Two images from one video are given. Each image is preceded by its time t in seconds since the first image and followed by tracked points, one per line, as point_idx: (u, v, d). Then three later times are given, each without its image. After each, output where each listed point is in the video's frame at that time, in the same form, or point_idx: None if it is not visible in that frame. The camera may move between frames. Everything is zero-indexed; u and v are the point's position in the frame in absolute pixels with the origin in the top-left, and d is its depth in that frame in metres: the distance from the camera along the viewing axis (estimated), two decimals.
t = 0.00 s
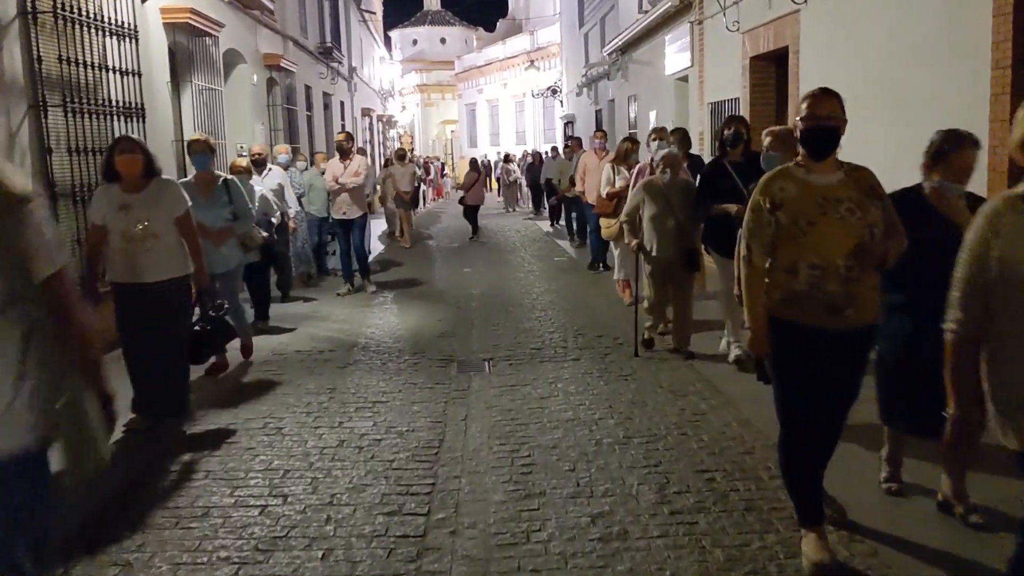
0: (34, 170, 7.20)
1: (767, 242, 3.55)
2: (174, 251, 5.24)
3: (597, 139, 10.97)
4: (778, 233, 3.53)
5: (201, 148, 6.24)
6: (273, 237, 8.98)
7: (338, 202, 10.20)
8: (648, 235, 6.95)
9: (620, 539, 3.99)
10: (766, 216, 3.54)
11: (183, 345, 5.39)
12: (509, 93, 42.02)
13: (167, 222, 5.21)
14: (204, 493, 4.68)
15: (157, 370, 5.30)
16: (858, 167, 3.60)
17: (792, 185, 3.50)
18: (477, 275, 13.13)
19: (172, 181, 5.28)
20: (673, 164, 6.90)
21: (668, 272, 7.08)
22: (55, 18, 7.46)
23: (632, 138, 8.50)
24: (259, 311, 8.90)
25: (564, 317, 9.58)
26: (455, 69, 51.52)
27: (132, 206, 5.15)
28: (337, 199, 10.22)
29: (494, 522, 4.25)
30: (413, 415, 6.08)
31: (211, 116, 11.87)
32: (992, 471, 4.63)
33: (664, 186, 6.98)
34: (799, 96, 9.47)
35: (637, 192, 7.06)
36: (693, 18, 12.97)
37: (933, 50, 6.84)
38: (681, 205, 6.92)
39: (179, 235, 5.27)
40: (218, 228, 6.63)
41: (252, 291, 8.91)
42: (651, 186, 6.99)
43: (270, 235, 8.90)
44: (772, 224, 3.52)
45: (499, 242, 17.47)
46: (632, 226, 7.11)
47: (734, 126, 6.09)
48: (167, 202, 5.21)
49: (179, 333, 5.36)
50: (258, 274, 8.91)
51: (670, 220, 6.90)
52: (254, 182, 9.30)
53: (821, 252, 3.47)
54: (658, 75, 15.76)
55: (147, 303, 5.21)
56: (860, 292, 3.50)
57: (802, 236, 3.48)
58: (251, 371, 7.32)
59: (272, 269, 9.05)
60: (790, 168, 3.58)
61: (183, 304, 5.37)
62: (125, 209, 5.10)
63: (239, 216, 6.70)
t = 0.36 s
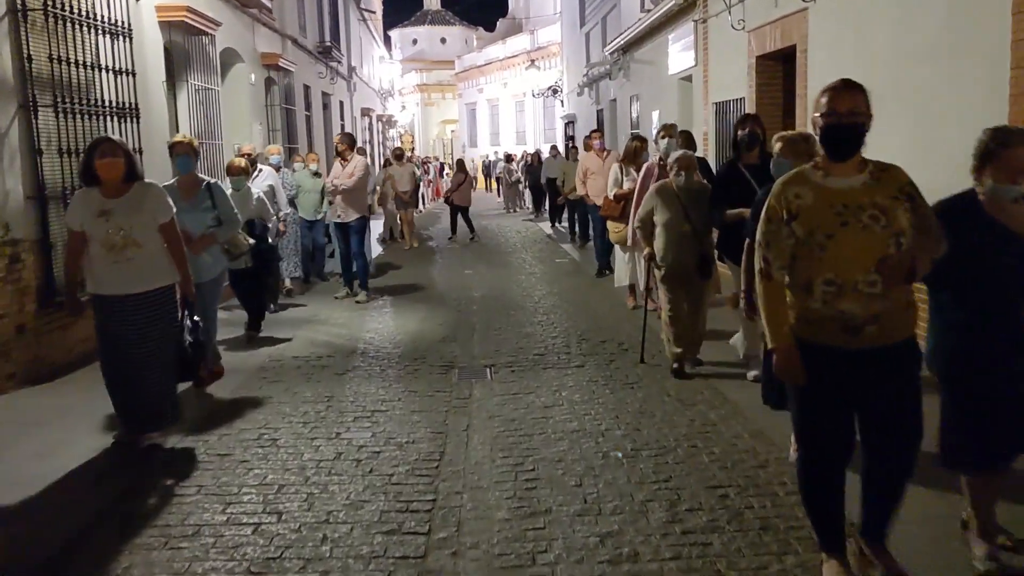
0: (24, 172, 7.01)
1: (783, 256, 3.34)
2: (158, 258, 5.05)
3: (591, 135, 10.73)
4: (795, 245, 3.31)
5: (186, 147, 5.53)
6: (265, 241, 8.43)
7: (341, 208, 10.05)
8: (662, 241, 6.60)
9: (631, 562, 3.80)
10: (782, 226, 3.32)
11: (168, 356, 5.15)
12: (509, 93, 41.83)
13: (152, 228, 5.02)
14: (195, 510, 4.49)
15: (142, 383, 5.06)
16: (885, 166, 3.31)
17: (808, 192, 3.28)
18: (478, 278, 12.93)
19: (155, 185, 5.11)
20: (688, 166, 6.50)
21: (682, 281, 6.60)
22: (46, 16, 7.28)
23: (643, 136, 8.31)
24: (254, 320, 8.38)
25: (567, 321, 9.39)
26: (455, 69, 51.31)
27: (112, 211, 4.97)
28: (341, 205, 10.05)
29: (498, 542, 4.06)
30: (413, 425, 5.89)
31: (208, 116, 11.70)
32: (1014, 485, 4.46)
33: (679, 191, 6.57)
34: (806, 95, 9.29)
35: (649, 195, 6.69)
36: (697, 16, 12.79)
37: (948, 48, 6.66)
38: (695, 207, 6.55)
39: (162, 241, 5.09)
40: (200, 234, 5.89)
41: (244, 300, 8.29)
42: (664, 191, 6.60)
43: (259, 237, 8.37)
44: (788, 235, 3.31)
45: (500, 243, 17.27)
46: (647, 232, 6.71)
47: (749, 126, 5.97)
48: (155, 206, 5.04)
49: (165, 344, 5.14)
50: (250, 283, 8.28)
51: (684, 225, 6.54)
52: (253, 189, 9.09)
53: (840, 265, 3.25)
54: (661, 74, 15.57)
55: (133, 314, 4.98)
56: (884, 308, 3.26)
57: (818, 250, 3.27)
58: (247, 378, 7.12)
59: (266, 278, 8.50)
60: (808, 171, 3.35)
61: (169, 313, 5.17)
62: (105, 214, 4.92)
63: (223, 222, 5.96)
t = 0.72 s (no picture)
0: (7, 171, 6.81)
1: (816, 270, 2.90)
2: (139, 268, 4.73)
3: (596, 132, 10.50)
4: (826, 257, 2.88)
5: (169, 146, 5.31)
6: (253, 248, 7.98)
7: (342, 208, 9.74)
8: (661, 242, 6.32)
9: None
10: (815, 234, 2.90)
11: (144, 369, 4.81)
12: (509, 94, 41.67)
13: (133, 236, 4.70)
14: (178, 525, 4.29)
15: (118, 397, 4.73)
16: (949, 177, 2.86)
17: (850, 196, 2.84)
18: (477, 280, 12.74)
19: (142, 191, 4.79)
20: (694, 164, 6.21)
21: (682, 287, 6.32)
22: (31, 11, 7.09)
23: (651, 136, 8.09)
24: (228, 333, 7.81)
25: (567, 325, 9.19)
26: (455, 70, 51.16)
27: (92, 215, 4.66)
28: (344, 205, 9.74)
29: (494, 560, 3.86)
30: (407, 433, 5.69)
31: (202, 115, 11.49)
32: None
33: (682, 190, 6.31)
34: (811, 94, 9.10)
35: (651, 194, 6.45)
36: (700, 15, 12.61)
37: (957, 44, 6.48)
38: (701, 209, 6.30)
39: (144, 251, 4.75)
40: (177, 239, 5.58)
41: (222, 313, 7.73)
42: (664, 193, 6.36)
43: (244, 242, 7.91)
44: (823, 245, 2.87)
45: (499, 245, 17.07)
46: (646, 235, 6.43)
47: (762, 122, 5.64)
48: (139, 215, 4.72)
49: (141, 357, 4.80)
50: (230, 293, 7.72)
51: (688, 227, 6.26)
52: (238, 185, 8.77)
53: (877, 285, 2.81)
54: (662, 74, 15.40)
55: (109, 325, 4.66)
56: (925, 337, 2.80)
57: (856, 265, 2.83)
58: (238, 384, 6.91)
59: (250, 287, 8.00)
60: (855, 171, 2.91)
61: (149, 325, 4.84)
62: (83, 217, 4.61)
63: (203, 228, 5.70)
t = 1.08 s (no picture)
0: None
1: (886, 284, 2.68)
2: (115, 288, 4.49)
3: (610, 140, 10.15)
4: (903, 276, 2.66)
5: (153, 153, 5.12)
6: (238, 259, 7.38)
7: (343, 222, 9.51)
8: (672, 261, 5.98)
9: None
10: (893, 247, 2.66)
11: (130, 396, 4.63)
12: (512, 103, 41.52)
13: (110, 252, 4.47)
14: (158, 555, 4.07)
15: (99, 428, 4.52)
16: None
17: (941, 208, 2.60)
18: (477, 291, 12.53)
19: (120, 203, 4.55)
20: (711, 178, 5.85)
21: (694, 307, 5.97)
22: (18, 17, 6.92)
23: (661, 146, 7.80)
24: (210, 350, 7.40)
25: (568, 338, 8.97)
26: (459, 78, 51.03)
27: (66, 231, 4.45)
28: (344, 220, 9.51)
29: None
30: (402, 455, 5.48)
31: (198, 124, 11.29)
32: None
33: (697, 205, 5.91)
34: (820, 102, 8.88)
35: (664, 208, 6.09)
36: (705, 22, 12.41)
37: (972, 52, 6.28)
38: (717, 225, 5.89)
39: (123, 266, 4.54)
40: (164, 253, 5.40)
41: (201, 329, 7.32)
42: (679, 205, 5.96)
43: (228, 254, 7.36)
44: (906, 262, 2.65)
45: (501, 255, 16.84)
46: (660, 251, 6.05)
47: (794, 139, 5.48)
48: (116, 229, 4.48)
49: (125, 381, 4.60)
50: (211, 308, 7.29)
51: (702, 244, 5.87)
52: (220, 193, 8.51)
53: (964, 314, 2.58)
54: (667, 82, 15.20)
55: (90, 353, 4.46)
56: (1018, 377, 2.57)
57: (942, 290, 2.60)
58: (228, 401, 6.69)
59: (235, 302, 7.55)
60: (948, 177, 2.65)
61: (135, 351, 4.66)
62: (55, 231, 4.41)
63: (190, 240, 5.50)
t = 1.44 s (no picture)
0: None
1: (965, 330, 2.66)
2: (79, 305, 4.11)
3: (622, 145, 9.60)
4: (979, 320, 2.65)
5: (138, 161, 4.91)
6: (226, 268, 7.12)
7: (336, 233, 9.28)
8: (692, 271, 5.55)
9: None
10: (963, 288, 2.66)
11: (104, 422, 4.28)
12: (515, 109, 41.40)
13: (72, 267, 4.07)
14: None
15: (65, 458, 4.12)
16: None
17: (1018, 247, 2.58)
18: (479, 299, 12.34)
19: (76, 208, 4.12)
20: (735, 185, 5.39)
21: (720, 323, 5.49)
22: (8, 19, 6.78)
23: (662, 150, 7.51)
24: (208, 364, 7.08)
25: (572, 349, 8.78)
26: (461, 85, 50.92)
27: (18, 247, 3.99)
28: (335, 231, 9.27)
29: None
30: (399, 471, 5.29)
31: (196, 130, 11.11)
32: None
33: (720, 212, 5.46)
34: (828, 108, 8.71)
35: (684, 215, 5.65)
36: (710, 27, 12.25)
37: (989, 56, 6.11)
38: (743, 232, 5.44)
39: (88, 280, 4.15)
40: (155, 268, 5.18)
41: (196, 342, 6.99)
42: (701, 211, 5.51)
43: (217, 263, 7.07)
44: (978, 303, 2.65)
45: (502, 263, 16.66)
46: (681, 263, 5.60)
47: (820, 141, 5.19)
48: (74, 238, 4.07)
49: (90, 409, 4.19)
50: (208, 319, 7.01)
51: (727, 254, 5.44)
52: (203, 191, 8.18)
53: None
54: (671, 89, 15.05)
55: (55, 379, 4.05)
56: None
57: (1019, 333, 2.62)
58: (221, 413, 6.50)
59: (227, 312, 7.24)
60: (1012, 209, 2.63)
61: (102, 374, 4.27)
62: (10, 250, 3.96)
63: (179, 253, 5.33)
